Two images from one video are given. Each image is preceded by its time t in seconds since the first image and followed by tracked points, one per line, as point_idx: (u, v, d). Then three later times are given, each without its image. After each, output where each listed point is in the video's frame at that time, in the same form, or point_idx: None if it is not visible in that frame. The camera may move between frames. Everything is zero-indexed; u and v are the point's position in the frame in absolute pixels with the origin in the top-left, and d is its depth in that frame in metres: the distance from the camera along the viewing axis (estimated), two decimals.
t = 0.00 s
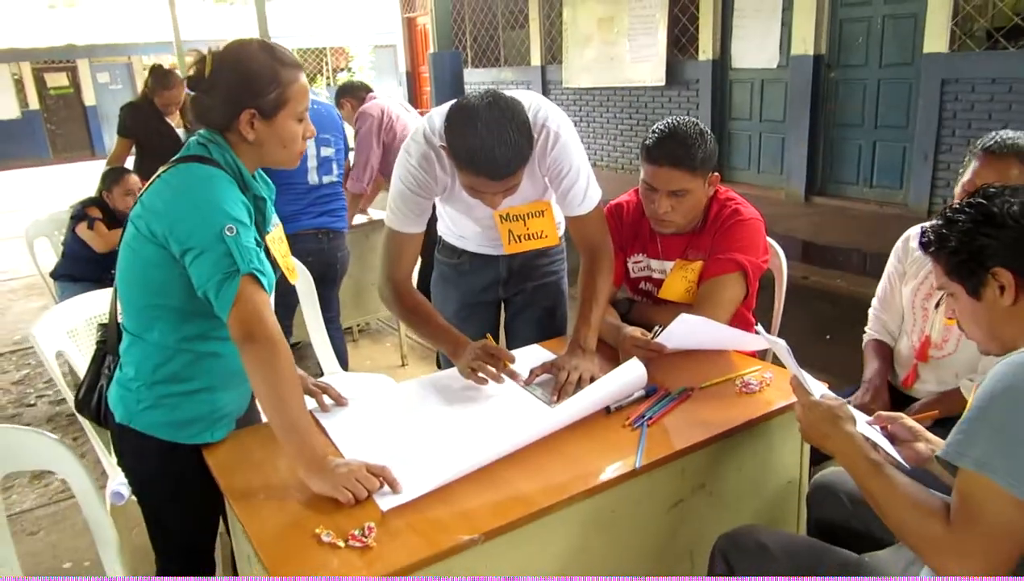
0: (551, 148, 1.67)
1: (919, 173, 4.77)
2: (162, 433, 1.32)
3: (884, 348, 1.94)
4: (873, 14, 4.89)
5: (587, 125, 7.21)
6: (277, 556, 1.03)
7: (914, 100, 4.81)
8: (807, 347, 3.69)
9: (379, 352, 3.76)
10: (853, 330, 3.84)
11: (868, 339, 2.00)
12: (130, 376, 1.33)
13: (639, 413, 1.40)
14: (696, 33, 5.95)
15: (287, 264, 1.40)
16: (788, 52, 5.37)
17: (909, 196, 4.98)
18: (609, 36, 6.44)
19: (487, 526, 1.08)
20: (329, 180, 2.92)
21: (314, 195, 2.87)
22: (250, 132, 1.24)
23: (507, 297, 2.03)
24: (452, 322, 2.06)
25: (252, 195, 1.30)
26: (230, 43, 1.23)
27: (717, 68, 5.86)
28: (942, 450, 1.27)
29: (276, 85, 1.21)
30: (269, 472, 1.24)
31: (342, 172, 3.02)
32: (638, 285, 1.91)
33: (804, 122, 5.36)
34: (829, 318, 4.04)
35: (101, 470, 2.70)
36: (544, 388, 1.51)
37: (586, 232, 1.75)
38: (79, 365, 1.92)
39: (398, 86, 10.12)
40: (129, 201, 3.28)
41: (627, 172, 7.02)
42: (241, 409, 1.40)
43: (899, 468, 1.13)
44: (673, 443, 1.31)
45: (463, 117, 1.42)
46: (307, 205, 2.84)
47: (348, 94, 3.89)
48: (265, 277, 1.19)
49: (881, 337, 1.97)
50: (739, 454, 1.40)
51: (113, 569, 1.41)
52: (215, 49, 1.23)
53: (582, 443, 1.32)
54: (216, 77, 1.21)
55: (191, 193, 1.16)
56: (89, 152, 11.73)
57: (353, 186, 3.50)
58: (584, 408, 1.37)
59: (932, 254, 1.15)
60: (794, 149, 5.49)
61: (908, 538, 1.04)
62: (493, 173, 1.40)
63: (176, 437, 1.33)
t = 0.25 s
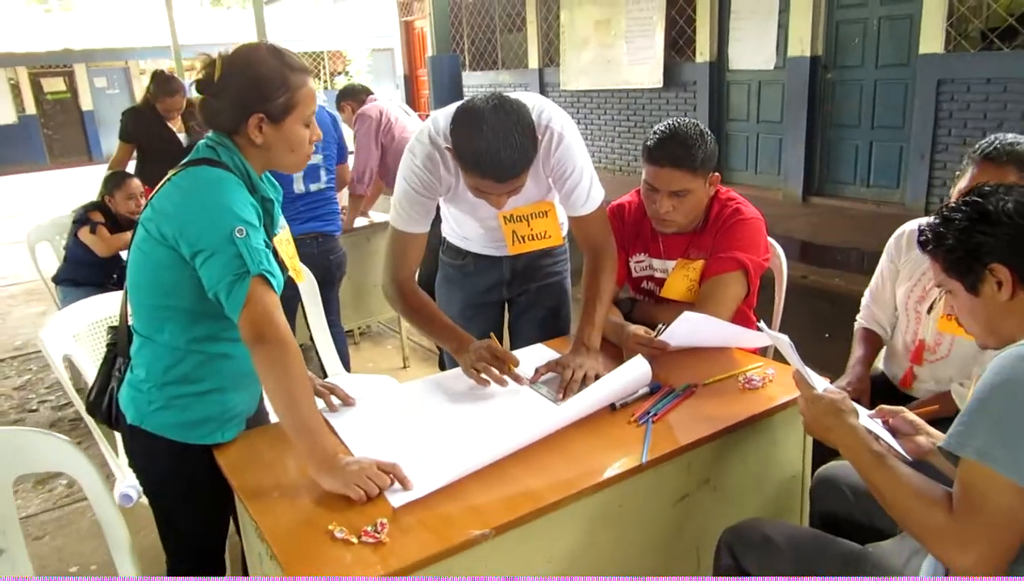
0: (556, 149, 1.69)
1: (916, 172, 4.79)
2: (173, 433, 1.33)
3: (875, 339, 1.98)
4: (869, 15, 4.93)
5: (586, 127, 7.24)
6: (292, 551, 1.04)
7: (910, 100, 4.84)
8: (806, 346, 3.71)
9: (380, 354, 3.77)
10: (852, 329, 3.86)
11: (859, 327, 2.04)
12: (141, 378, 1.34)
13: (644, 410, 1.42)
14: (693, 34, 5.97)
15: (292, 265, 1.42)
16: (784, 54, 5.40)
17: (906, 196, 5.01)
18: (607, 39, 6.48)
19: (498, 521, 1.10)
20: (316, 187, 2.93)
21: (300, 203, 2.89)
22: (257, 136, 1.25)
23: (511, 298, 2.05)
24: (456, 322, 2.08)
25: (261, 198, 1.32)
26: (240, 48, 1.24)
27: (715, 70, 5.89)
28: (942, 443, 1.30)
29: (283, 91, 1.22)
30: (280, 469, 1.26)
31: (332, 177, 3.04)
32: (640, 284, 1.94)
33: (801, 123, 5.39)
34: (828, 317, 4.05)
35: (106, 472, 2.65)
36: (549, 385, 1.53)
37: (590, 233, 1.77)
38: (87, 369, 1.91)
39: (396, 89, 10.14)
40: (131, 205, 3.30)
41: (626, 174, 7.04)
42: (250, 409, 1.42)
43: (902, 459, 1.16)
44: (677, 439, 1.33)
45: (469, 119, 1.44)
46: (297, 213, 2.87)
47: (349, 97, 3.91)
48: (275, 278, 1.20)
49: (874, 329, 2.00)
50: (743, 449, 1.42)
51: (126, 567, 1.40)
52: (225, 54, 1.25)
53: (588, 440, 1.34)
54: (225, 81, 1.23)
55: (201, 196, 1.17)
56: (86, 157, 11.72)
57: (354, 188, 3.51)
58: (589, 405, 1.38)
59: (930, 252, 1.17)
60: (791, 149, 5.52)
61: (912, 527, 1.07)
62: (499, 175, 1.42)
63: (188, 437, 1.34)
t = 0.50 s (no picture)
0: (537, 152, 1.72)
1: (882, 172, 4.84)
2: (158, 436, 1.33)
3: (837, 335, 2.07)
4: (834, 21, 5.03)
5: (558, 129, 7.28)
6: (284, 551, 1.05)
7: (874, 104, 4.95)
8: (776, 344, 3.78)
9: (356, 357, 3.76)
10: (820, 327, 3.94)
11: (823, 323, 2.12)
12: (126, 381, 1.34)
13: (626, 406, 1.45)
14: (663, 38, 6.04)
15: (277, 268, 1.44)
16: (752, 57, 5.49)
17: (871, 196, 5.06)
18: (578, 42, 6.52)
19: (487, 516, 1.12)
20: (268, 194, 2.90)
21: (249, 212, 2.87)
22: (238, 141, 1.26)
23: (490, 299, 2.07)
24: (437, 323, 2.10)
25: (246, 201, 1.32)
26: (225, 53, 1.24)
27: (685, 74, 5.97)
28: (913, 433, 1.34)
29: (264, 99, 1.22)
30: (266, 470, 1.26)
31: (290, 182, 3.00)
32: (618, 284, 1.97)
33: (769, 126, 5.49)
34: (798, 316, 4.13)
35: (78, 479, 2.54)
36: (531, 384, 1.56)
37: (570, 234, 1.80)
38: (62, 376, 1.91)
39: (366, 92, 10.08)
40: (101, 208, 3.26)
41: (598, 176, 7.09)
42: (236, 411, 1.42)
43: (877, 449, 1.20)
44: (658, 433, 1.36)
45: (453, 124, 1.46)
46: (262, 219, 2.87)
47: (324, 100, 3.89)
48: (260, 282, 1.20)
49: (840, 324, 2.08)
50: (721, 442, 1.46)
51: (110, 568, 1.40)
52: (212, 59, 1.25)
53: (572, 436, 1.36)
54: (210, 86, 1.23)
55: (187, 198, 1.16)
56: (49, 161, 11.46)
57: (329, 190, 3.50)
58: (573, 403, 1.41)
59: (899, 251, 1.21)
60: (760, 152, 5.62)
61: (887, 513, 1.11)
62: (482, 180, 1.45)
63: (173, 440, 1.34)
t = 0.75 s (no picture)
0: (517, 156, 1.75)
1: (846, 171, 4.96)
2: (146, 441, 1.33)
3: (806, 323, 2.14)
4: (796, 24, 5.14)
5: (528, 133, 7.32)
6: (281, 551, 1.06)
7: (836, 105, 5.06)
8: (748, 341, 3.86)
9: (333, 362, 3.76)
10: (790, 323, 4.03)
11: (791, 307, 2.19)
12: (113, 387, 1.34)
13: (610, 401, 1.48)
14: (630, 42, 6.11)
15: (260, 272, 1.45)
16: (718, 60, 5.59)
17: (836, 195, 5.16)
18: (547, 46, 6.58)
19: (480, 510, 1.14)
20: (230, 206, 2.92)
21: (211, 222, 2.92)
22: (214, 150, 1.25)
23: (471, 300, 2.09)
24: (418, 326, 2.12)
25: (227, 209, 1.33)
26: (204, 61, 1.24)
27: (652, 77, 6.05)
28: (887, 421, 1.39)
29: (239, 110, 1.21)
30: (257, 472, 1.27)
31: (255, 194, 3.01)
32: (597, 283, 2.01)
33: (736, 127, 5.59)
34: (769, 313, 4.21)
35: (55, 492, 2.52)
36: (515, 382, 1.58)
37: (551, 236, 1.84)
38: (37, 384, 1.91)
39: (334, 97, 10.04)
40: (72, 217, 3.21)
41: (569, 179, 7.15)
42: (224, 415, 1.42)
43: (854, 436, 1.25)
44: (642, 427, 1.39)
45: (435, 131, 1.48)
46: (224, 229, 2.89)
47: (296, 105, 3.88)
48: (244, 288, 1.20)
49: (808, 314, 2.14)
50: (702, 434, 1.49)
51: (99, 571, 1.37)
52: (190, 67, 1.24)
53: (557, 431, 1.39)
54: (188, 94, 1.22)
55: (168, 206, 1.17)
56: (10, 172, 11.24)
57: (303, 196, 3.49)
58: (558, 400, 1.44)
59: (869, 246, 1.25)
60: (727, 153, 5.71)
61: (866, 497, 1.15)
62: (464, 185, 1.47)
63: (162, 444, 1.34)
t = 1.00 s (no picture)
0: (512, 157, 1.77)
1: (830, 173, 5.03)
2: (149, 440, 1.35)
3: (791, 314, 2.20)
4: (780, 27, 5.20)
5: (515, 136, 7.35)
6: (290, 543, 1.08)
7: (819, 107, 5.12)
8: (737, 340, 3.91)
9: (325, 365, 3.77)
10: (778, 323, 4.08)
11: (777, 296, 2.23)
12: (116, 388, 1.36)
13: (608, 397, 1.51)
14: (616, 45, 6.16)
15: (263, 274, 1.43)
16: (704, 63, 5.64)
17: (820, 197, 5.25)
18: (533, 50, 6.61)
19: (484, 501, 1.17)
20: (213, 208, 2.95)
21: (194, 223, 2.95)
22: (207, 157, 1.25)
23: (467, 300, 2.12)
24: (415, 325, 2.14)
25: (222, 213, 1.34)
26: (199, 66, 1.24)
27: (638, 80, 6.09)
28: (877, 413, 1.43)
29: (233, 119, 1.22)
30: (262, 470, 1.29)
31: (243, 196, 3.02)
32: (591, 282, 2.04)
33: (721, 129, 5.65)
34: (757, 313, 4.26)
35: (50, 497, 2.52)
36: (514, 378, 1.61)
37: (547, 236, 1.87)
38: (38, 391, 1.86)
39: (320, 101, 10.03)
40: (63, 222, 3.21)
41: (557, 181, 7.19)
42: (227, 413, 1.44)
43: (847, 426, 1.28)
44: (638, 421, 1.42)
45: (431, 136, 1.50)
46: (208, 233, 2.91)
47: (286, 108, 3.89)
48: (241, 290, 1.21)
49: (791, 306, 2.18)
50: (697, 428, 1.52)
51: (103, 569, 1.41)
52: (185, 72, 1.25)
53: (557, 426, 1.41)
54: (185, 99, 1.23)
55: (161, 213, 1.18)
56: None
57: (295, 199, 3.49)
58: (556, 395, 1.46)
59: (859, 244, 1.29)
60: (714, 155, 5.77)
61: (859, 486, 1.18)
62: (460, 190, 1.49)
63: (164, 443, 1.36)
